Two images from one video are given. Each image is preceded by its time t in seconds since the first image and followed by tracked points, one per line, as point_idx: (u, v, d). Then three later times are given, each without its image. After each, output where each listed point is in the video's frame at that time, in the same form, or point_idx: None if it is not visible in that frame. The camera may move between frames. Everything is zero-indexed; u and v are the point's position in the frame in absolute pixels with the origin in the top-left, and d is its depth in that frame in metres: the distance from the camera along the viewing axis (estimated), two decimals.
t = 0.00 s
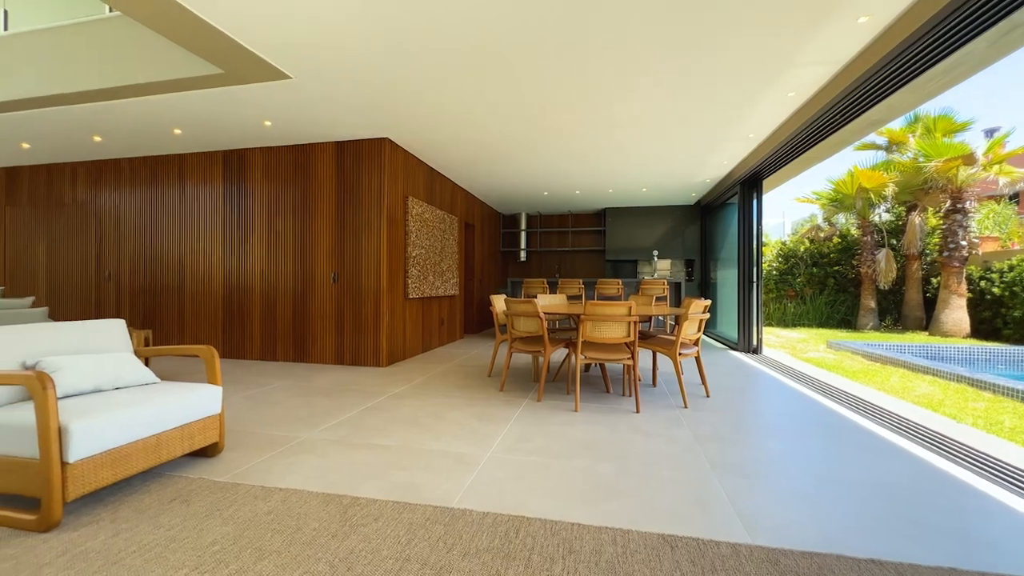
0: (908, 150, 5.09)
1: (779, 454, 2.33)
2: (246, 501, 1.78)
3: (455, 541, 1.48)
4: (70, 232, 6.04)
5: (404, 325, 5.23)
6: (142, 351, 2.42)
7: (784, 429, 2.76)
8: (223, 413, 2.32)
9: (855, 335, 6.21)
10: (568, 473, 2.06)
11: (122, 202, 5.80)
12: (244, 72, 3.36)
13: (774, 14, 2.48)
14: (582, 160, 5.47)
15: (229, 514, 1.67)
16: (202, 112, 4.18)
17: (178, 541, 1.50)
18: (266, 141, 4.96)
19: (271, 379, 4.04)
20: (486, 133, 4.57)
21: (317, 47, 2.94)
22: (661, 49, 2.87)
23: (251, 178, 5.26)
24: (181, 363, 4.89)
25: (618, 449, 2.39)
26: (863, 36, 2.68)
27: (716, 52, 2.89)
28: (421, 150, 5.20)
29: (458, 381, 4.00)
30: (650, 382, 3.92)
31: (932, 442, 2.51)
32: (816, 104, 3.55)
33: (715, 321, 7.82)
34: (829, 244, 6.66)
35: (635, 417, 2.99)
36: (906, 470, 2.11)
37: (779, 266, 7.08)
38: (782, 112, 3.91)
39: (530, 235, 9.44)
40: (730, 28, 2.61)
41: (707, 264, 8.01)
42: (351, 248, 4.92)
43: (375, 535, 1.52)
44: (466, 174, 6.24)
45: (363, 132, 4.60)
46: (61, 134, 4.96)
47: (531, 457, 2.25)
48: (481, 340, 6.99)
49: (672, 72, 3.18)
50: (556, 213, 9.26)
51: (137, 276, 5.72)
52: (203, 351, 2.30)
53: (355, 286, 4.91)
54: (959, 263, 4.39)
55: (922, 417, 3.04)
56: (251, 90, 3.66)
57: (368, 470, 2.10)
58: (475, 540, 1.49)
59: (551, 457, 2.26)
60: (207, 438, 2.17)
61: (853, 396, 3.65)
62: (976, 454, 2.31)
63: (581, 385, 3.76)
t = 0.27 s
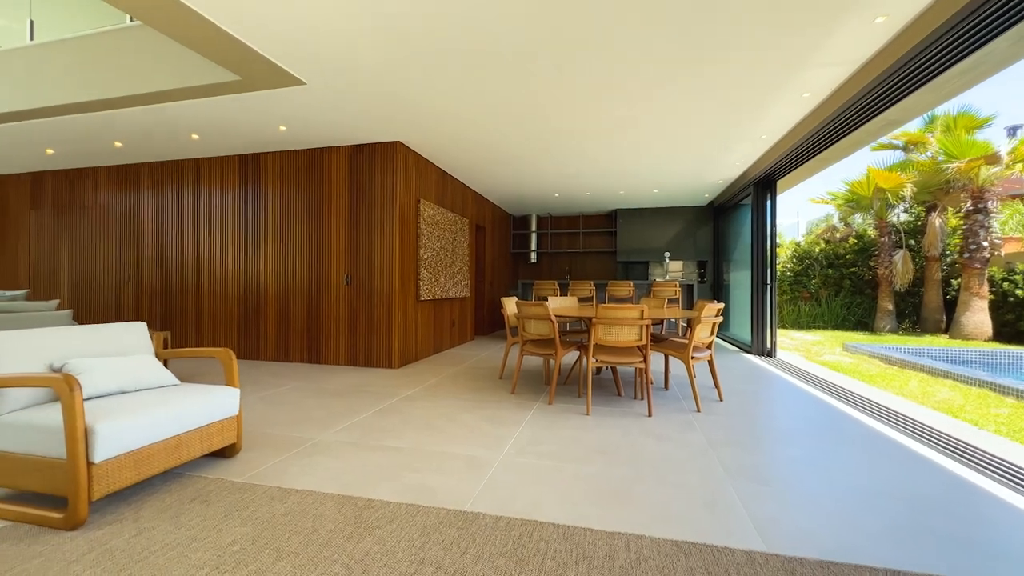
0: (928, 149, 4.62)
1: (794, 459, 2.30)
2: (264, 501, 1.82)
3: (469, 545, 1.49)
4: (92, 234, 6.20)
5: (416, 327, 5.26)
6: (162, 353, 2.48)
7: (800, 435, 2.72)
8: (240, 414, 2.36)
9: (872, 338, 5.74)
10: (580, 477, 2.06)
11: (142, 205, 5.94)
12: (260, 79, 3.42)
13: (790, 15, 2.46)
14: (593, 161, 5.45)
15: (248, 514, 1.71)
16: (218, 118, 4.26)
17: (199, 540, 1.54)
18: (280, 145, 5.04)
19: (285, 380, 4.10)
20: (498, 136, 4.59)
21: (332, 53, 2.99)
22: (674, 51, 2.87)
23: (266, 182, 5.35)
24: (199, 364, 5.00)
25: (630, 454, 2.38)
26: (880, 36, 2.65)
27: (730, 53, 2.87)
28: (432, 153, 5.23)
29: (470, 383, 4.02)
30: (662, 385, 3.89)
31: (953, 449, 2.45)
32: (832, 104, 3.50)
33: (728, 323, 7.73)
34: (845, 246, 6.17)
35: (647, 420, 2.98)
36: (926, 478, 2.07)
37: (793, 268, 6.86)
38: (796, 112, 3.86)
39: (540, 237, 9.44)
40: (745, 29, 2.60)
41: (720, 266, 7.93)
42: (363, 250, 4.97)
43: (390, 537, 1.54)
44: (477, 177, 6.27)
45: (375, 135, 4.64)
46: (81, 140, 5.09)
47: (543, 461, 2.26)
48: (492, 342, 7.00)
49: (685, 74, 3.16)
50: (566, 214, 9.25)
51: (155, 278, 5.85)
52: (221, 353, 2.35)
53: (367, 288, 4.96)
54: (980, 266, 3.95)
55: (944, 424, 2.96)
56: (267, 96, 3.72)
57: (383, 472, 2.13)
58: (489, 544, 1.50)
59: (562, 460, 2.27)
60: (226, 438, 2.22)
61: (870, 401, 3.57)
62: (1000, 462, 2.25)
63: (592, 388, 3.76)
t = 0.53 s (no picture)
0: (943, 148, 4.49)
1: (805, 464, 2.29)
2: (281, 500, 1.87)
3: (481, 545, 1.52)
4: (111, 238, 6.35)
5: (426, 329, 5.32)
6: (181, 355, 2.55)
7: (811, 439, 2.70)
8: (256, 415, 2.41)
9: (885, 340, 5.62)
10: (589, 479, 2.08)
11: (159, 209, 6.07)
12: (275, 86, 3.50)
13: (801, 18, 2.46)
14: (603, 163, 5.46)
15: (266, 513, 1.76)
16: (233, 124, 4.35)
17: (219, 538, 1.59)
18: (294, 150, 5.13)
19: (299, 381, 4.17)
20: (507, 139, 4.62)
21: (345, 59, 3.05)
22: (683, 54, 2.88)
23: (279, 186, 5.44)
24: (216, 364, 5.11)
25: (639, 456, 2.39)
26: (893, 37, 2.63)
27: (740, 56, 2.88)
28: (442, 157, 5.29)
29: (480, 385, 4.06)
30: (671, 388, 3.88)
31: (968, 455, 2.42)
32: (844, 105, 3.48)
33: (739, 325, 7.67)
34: (858, 247, 6.09)
35: (656, 423, 2.99)
36: (939, 484, 2.05)
37: (806, 269, 6.75)
38: (808, 113, 3.84)
39: (550, 238, 9.45)
40: (755, 32, 2.60)
41: (731, 267, 7.87)
42: (375, 253, 5.03)
43: (404, 537, 1.57)
44: (486, 179, 6.31)
45: (387, 140, 4.71)
46: (102, 146, 5.23)
47: (553, 463, 2.28)
48: (501, 343, 7.03)
49: (695, 76, 3.17)
50: (576, 216, 9.25)
51: (172, 281, 5.98)
52: (238, 355, 2.41)
53: (379, 290, 5.02)
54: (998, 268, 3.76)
55: (960, 429, 2.92)
56: (281, 102, 3.80)
57: (396, 473, 2.17)
58: (500, 545, 1.53)
59: (572, 463, 2.29)
60: (243, 439, 2.28)
61: (884, 405, 3.53)
62: (1017, 468, 2.21)
63: (602, 391, 3.77)
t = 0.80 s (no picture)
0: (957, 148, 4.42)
1: (815, 466, 2.29)
2: (297, 498, 1.91)
3: (494, 543, 1.55)
4: (127, 240, 6.48)
5: (436, 330, 5.36)
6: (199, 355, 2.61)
7: (822, 441, 2.69)
8: (271, 415, 2.46)
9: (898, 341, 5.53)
10: (600, 480, 2.10)
11: (173, 212, 6.19)
12: (288, 91, 3.56)
13: (811, 20, 2.46)
14: (611, 164, 5.47)
15: (283, 510, 1.80)
16: (247, 128, 4.43)
17: (239, 533, 1.63)
18: (305, 153, 5.20)
19: (311, 381, 4.23)
20: (516, 141, 4.65)
21: (358, 64, 3.10)
22: (692, 57, 2.90)
23: (291, 188, 5.52)
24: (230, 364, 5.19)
25: (649, 457, 2.40)
26: (904, 38, 2.63)
27: (750, 58, 2.89)
28: (451, 159, 5.34)
29: (489, 385, 4.09)
30: (680, 389, 3.88)
31: (982, 458, 2.40)
32: (855, 105, 3.47)
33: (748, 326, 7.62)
34: (870, 248, 6.00)
35: (666, 425, 3.00)
36: (952, 486, 2.04)
37: (816, 270, 6.70)
38: (819, 114, 3.83)
39: (557, 239, 9.47)
40: (765, 34, 2.61)
41: (740, 268, 7.83)
42: (385, 255, 5.09)
43: (418, 535, 1.60)
44: (494, 181, 6.35)
45: (397, 142, 4.76)
46: (120, 151, 5.35)
47: (563, 463, 2.31)
48: (509, 344, 7.06)
49: (705, 78, 3.18)
50: (583, 217, 9.26)
51: (186, 282, 6.09)
52: (254, 356, 2.45)
53: (389, 291, 5.08)
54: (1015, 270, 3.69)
55: (974, 432, 2.89)
56: (294, 107, 3.86)
57: (408, 472, 2.21)
58: (513, 543, 1.55)
59: (582, 463, 2.31)
60: (259, 438, 2.33)
61: (896, 407, 3.50)
62: None
63: (611, 392, 3.78)
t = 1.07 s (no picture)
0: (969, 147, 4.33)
1: (825, 468, 2.29)
2: (311, 496, 1.95)
3: (505, 542, 1.57)
4: (141, 243, 6.60)
5: (444, 331, 5.40)
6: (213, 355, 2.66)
7: (831, 443, 2.68)
8: (284, 415, 2.50)
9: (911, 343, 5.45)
10: (608, 481, 2.12)
11: (186, 215, 6.29)
12: (300, 95, 3.62)
13: (821, 22, 2.47)
14: (619, 166, 5.48)
15: (298, 508, 1.84)
16: (259, 132, 4.50)
17: (255, 530, 1.67)
18: (315, 156, 5.27)
19: (321, 382, 4.29)
20: (524, 143, 4.68)
21: (369, 68, 3.15)
22: (700, 59, 2.91)
23: (302, 191, 5.59)
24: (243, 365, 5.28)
25: (658, 459, 2.41)
26: (915, 39, 2.62)
27: (759, 60, 2.89)
28: (460, 161, 5.38)
29: (497, 387, 4.11)
30: (688, 391, 3.88)
31: (996, 461, 2.38)
32: (866, 105, 3.46)
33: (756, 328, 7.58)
34: (881, 248, 5.95)
35: (674, 426, 3.00)
36: (964, 489, 2.03)
37: (826, 271, 6.67)
38: (828, 115, 3.82)
39: (564, 241, 9.48)
40: (774, 35, 2.62)
41: (748, 269, 7.79)
42: (394, 256, 5.14)
43: (430, 533, 1.63)
44: (502, 183, 6.38)
45: (406, 146, 4.81)
46: (135, 155, 5.46)
47: (572, 464, 2.33)
48: (517, 345, 7.09)
49: (713, 80, 3.18)
50: (590, 218, 9.26)
51: (199, 284, 6.19)
52: (268, 357, 2.50)
53: (398, 293, 5.12)
54: None
55: (987, 434, 2.86)
56: (305, 111, 3.92)
57: (419, 472, 2.24)
58: (524, 541, 1.57)
59: (591, 464, 2.32)
60: (272, 437, 2.37)
61: (908, 409, 3.48)
62: None
63: (619, 393, 3.79)
